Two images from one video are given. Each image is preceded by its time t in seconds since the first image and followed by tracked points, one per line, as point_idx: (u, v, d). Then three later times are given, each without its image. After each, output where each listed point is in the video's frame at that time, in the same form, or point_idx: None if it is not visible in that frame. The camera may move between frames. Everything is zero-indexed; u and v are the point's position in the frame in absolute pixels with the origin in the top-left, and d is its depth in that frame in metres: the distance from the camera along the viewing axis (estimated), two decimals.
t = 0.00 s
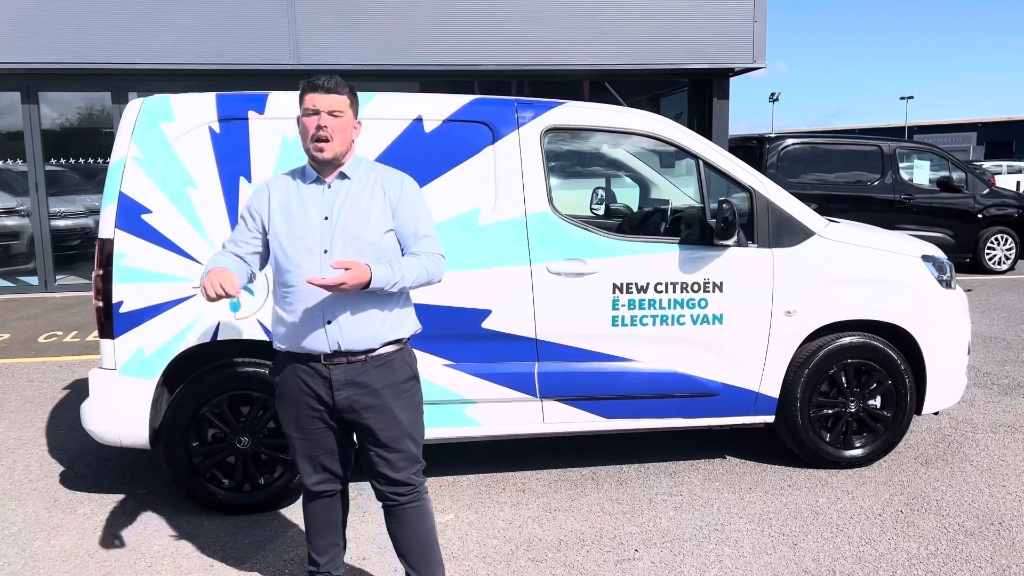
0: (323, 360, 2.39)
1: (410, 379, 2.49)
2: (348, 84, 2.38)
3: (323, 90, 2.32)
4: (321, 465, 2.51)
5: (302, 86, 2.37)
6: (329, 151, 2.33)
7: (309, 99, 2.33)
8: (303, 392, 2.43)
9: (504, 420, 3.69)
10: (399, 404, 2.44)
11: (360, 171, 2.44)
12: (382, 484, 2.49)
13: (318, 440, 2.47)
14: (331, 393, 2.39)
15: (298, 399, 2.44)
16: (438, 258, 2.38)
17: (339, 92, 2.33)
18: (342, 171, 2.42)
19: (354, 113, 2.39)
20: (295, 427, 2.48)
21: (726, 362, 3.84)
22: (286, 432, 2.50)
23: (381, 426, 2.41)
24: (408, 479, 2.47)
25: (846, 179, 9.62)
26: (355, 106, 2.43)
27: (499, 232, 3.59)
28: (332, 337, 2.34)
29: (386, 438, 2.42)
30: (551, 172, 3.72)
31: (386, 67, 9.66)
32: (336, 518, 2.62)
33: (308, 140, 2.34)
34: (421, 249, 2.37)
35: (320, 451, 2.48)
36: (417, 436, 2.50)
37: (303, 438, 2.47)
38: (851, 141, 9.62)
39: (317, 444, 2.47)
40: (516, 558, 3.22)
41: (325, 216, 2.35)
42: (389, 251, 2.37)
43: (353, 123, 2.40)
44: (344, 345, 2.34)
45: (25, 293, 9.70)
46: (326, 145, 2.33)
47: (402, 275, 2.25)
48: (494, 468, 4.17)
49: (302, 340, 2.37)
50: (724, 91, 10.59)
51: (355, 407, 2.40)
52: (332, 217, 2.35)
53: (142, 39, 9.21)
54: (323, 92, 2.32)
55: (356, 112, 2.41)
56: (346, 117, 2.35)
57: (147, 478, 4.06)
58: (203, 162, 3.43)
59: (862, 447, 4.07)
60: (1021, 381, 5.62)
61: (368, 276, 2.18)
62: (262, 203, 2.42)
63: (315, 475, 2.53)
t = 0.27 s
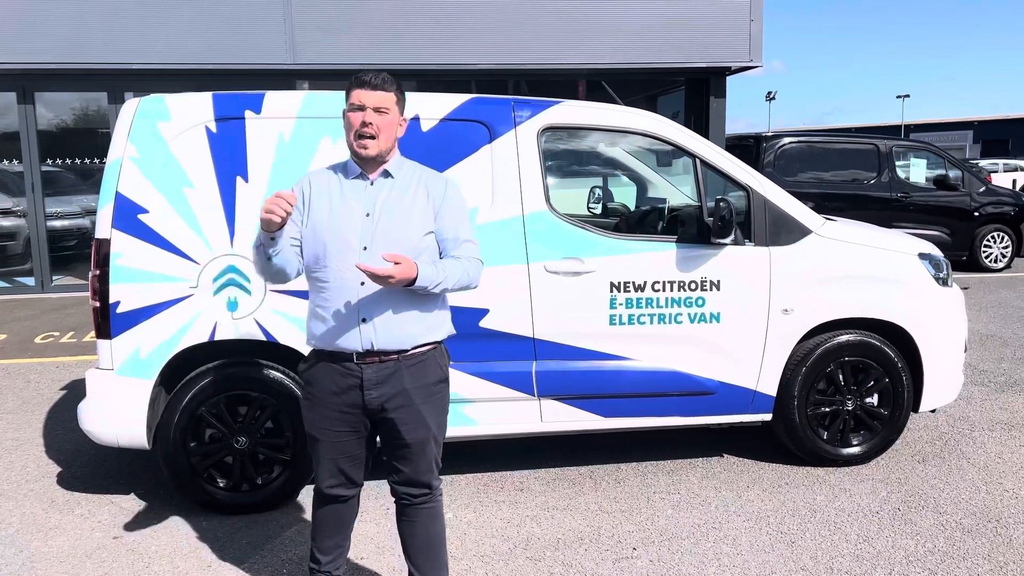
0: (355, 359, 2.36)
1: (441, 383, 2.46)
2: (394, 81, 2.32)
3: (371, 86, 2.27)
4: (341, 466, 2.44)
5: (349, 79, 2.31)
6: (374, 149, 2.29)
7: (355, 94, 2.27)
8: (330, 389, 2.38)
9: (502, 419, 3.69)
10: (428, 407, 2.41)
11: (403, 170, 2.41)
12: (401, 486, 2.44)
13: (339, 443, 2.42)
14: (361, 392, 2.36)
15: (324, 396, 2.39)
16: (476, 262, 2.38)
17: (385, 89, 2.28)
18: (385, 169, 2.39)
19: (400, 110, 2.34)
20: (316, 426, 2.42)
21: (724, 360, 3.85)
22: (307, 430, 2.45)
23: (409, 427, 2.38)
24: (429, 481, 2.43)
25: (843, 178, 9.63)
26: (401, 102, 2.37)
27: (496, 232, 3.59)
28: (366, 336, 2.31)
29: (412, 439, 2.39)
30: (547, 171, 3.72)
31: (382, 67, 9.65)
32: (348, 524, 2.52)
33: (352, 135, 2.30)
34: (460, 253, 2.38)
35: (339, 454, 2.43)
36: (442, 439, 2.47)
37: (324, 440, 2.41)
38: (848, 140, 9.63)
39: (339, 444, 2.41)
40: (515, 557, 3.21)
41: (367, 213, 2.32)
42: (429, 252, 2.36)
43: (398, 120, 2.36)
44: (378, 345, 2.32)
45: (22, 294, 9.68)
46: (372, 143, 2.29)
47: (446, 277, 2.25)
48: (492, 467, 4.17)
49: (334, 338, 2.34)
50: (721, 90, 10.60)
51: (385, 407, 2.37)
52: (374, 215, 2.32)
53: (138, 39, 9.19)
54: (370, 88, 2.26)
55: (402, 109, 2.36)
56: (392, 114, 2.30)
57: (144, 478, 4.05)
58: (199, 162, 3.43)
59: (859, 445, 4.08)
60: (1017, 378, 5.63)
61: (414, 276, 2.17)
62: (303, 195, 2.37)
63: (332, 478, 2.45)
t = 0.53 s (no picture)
0: (383, 358, 2.34)
1: (464, 384, 2.46)
2: (434, 78, 2.29)
3: (412, 82, 2.23)
4: (356, 467, 2.41)
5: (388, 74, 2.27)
6: (412, 145, 2.25)
7: (395, 89, 2.23)
8: (352, 387, 2.35)
9: (499, 419, 3.70)
10: (452, 408, 2.41)
11: (439, 170, 2.39)
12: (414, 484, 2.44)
13: (358, 444, 2.39)
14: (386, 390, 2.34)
15: (345, 394, 2.35)
16: (506, 267, 2.38)
17: (425, 85, 2.24)
18: (422, 167, 2.35)
19: (439, 108, 2.30)
20: (334, 424, 2.38)
21: (721, 359, 3.86)
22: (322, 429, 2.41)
23: (431, 427, 2.38)
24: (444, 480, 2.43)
25: (838, 177, 9.66)
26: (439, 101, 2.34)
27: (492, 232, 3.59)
28: (400, 336, 2.30)
29: (434, 439, 2.39)
30: (544, 170, 3.72)
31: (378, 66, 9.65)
32: (355, 525, 2.50)
33: (389, 130, 2.25)
34: (491, 257, 2.37)
35: (357, 456, 2.40)
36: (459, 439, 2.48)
37: (343, 441, 2.38)
38: (844, 139, 9.65)
39: (356, 444, 2.38)
40: (512, 556, 3.22)
41: (405, 212, 2.29)
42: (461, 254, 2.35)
43: (436, 118, 2.32)
44: (410, 345, 2.31)
45: (17, 295, 9.66)
46: (410, 139, 2.25)
47: (479, 276, 2.25)
48: (490, 467, 4.17)
49: (365, 335, 2.30)
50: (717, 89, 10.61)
51: (411, 406, 2.36)
52: (412, 213, 2.29)
53: (133, 39, 9.17)
54: (411, 84, 2.23)
55: (440, 107, 2.32)
56: (431, 111, 2.27)
57: (141, 479, 4.04)
58: (195, 162, 3.42)
59: (855, 443, 4.10)
60: (1012, 376, 5.66)
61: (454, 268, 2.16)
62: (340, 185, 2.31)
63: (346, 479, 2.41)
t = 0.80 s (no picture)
0: (402, 358, 2.29)
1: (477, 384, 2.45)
2: (452, 79, 2.29)
3: (428, 81, 2.23)
4: (376, 473, 2.34)
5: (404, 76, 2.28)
6: (430, 144, 2.23)
7: (412, 89, 2.24)
8: (373, 389, 2.28)
9: (496, 419, 3.70)
10: (466, 408, 2.40)
11: (456, 172, 2.40)
12: (421, 482, 2.43)
13: (381, 447, 2.32)
14: (407, 391, 2.30)
15: (366, 397, 2.28)
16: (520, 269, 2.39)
17: (442, 85, 2.25)
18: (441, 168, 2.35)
19: (456, 109, 2.30)
20: (354, 428, 2.31)
21: (717, 359, 3.86)
22: (341, 434, 2.32)
23: (447, 427, 2.36)
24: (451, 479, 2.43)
25: (833, 176, 9.68)
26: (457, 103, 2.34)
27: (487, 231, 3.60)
28: (422, 337, 2.26)
29: (448, 439, 2.37)
30: (539, 170, 3.73)
31: (374, 67, 9.64)
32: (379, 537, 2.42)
33: (406, 130, 2.24)
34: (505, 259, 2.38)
35: (380, 461, 2.33)
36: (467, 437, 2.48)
37: (365, 446, 2.31)
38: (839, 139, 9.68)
39: (377, 448, 2.32)
40: (509, 555, 3.23)
41: (428, 212, 2.28)
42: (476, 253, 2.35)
43: (453, 119, 2.31)
44: (432, 347, 2.28)
45: (13, 295, 9.63)
46: (428, 138, 2.23)
47: (498, 265, 2.27)
48: (487, 467, 4.18)
49: (387, 338, 2.25)
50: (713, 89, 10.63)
51: (430, 407, 2.32)
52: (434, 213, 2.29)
53: (129, 40, 9.16)
54: (428, 83, 2.23)
55: (458, 109, 2.32)
56: (448, 111, 2.26)
57: (138, 480, 4.04)
58: (191, 162, 3.42)
59: (851, 442, 4.11)
60: (1007, 375, 5.68)
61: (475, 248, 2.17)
62: (362, 184, 2.24)
63: (367, 485, 2.34)
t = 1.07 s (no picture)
0: (414, 360, 2.27)
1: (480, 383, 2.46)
2: (446, 78, 2.28)
3: (423, 84, 2.23)
4: (399, 478, 2.29)
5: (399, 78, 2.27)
6: (429, 147, 2.24)
7: (407, 92, 2.23)
8: (392, 390, 2.26)
9: (493, 419, 3.70)
10: (472, 406, 2.41)
11: (457, 173, 2.41)
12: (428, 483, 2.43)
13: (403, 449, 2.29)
14: (423, 391, 2.29)
15: (386, 398, 2.26)
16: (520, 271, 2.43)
17: (437, 86, 2.24)
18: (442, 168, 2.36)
19: (452, 108, 2.29)
20: (374, 432, 2.27)
21: (714, 358, 3.87)
22: (363, 439, 2.28)
23: (456, 426, 2.36)
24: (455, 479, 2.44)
25: (830, 176, 9.70)
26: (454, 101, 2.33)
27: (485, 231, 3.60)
28: (435, 340, 2.25)
29: (456, 438, 2.38)
30: (536, 170, 3.73)
31: (371, 66, 9.64)
32: (409, 549, 2.34)
33: (404, 134, 2.25)
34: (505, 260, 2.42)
35: (403, 464, 2.29)
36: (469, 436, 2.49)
37: (388, 449, 2.28)
38: (836, 139, 9.70)
39: (397, 451, 2.28)
40: (507, 555, 3.23)
41: (434, 215, 2.27)
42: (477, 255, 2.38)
43: (451, 118, 2.31)
44: (445, 349, 2.27)
45: (9, 296, 9.61)
46: (427, 141, 2.24)
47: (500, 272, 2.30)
48: (485, 467, 4.18)
49: (399, 342, 2.23)
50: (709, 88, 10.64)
51: (444, 407, 2.31)
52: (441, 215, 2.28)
53: (125, 40, 9.14)
54: (422, 86, 2.23)
55: (455, 107, 2.32)
56: (444, 112, 2.26)
57: (135, 480, 4.03)
58: (188, 162, 3.42)
59: (848, 441, 4.12)
60: (1003, 374, 5.69)
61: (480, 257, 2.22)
62: (368, 188, 2.23)
63: (392, 491, 2.29)
